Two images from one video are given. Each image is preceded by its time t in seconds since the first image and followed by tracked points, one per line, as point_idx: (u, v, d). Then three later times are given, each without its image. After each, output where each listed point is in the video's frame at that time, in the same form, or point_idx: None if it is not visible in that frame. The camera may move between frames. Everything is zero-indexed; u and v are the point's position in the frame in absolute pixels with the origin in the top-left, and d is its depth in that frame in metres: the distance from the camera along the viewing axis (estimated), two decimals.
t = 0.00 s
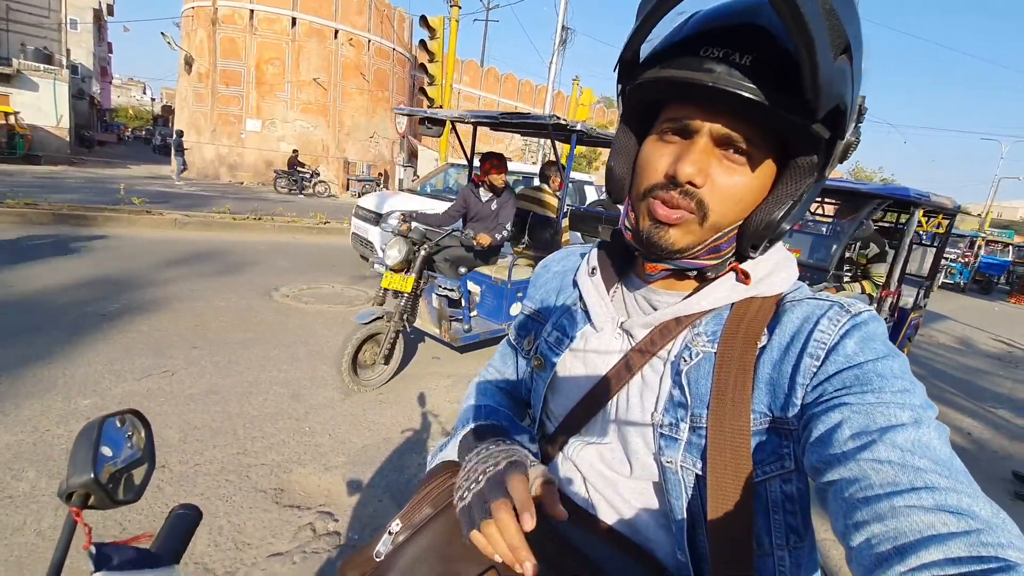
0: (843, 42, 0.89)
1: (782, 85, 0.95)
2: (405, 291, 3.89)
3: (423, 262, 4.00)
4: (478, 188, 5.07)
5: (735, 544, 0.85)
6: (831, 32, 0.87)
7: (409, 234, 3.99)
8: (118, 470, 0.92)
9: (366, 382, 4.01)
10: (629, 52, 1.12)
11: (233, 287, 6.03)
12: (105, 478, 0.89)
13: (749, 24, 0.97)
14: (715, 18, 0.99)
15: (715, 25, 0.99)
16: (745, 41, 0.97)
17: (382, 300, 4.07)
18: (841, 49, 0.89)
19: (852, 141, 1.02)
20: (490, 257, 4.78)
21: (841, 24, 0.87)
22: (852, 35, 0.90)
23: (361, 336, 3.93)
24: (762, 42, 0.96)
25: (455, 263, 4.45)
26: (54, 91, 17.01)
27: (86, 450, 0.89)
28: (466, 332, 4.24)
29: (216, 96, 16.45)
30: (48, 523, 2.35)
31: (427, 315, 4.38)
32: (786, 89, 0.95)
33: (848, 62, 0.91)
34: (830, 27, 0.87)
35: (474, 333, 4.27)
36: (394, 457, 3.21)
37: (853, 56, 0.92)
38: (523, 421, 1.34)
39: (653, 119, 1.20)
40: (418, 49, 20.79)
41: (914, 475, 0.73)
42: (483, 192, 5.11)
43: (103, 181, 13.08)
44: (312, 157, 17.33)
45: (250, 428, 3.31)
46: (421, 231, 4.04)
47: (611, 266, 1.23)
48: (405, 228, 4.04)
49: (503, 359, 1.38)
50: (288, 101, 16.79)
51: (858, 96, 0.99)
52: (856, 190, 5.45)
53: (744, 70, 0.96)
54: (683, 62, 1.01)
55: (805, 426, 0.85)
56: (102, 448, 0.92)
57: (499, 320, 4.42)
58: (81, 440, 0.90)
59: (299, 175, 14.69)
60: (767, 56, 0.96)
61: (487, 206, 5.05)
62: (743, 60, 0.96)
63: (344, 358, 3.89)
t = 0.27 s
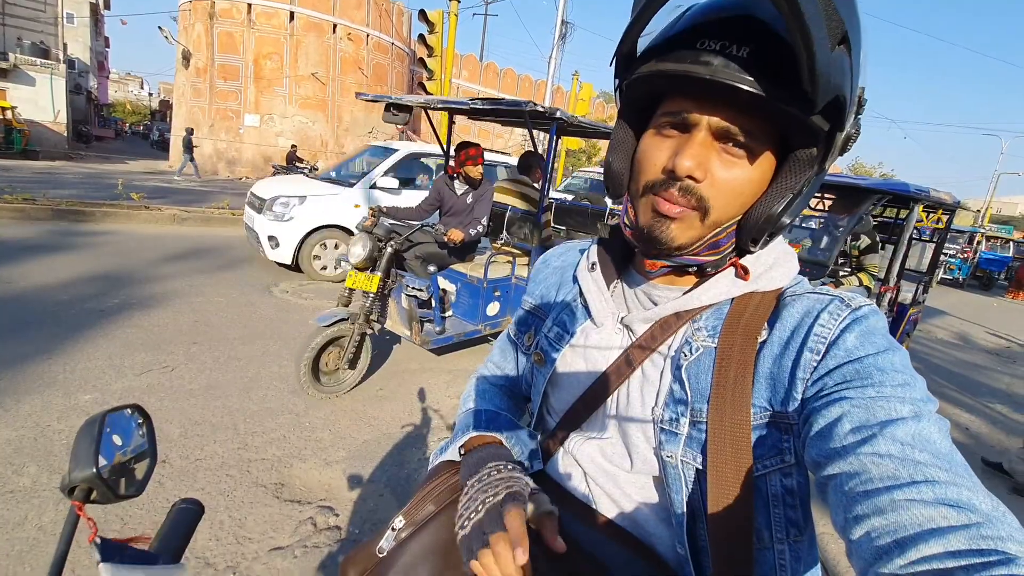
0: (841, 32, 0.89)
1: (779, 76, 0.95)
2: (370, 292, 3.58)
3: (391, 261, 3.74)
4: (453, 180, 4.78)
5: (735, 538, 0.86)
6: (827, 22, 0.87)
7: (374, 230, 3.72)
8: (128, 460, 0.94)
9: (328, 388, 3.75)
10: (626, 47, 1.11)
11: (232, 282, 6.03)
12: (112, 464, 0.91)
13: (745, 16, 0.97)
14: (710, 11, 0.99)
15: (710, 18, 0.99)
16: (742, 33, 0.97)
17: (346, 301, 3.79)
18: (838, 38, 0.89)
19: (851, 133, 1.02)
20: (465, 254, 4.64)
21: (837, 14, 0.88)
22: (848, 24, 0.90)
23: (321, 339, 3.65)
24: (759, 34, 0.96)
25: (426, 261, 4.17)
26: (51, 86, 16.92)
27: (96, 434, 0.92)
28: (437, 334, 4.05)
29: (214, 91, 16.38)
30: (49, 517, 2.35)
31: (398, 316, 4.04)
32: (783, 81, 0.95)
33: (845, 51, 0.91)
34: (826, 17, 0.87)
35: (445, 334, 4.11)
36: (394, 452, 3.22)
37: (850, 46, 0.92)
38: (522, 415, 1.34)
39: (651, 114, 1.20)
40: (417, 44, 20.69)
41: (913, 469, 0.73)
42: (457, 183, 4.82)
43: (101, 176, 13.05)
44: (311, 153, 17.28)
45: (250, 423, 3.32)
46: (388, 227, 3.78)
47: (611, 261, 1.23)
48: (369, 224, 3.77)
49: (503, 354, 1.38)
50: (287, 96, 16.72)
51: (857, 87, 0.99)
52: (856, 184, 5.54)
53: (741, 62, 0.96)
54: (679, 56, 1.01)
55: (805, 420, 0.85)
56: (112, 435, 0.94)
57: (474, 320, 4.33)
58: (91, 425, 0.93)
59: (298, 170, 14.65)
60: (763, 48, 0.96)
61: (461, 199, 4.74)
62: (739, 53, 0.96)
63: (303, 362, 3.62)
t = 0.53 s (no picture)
0: (851, 33, 0.88)
1: (786, 76, 0.95)
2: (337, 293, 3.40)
3: (359, 260, 3.51)
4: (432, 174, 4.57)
5: (735, 535, 0.86)
6: (839, 22, 0.86)
7: (341, 227, 3.49)
8: (135, 449, 0.97)
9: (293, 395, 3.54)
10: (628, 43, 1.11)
11: (233, 279, 6.03)
12: (119, 451, 0.93)
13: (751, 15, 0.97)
14: (716, 9, 0.98)
15: (715, 16, 0.99)
16: (747, 32, 0.97)
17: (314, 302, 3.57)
18: (848, 39, 0.88)
19: (855, 131, 1.02)
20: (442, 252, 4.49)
21: (849, 14, 0.86)
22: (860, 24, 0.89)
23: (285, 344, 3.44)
24: (764, 34, 0.96)
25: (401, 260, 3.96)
26: (51, 82, 16.88)
27: (108, 419, 0.96)
28: (411, 336, 3.79)
29: (214, 88, 16.36)
30: (51, 512, 2.36)
31: (370, 319, 3.78)
32: (789, 80, 0.95)
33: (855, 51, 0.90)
34: (838, 16, 0.86)
35: (421, 337, 3.86)
36: (394, 449, 3.22)
37: (859, 48, 0.91)
38: (523, 412, 1.34)
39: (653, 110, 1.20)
40: (418, 40, 20.65)
41: (913, 466, 0.73)
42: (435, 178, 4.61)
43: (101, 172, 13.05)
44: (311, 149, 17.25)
45: (251, 419, 3.32)
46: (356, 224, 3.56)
47: (610, 259, 1.23)
48: (336, 221, 3.53)
49: (502, 351, 1.38)
50: (287, 92, 16.68)
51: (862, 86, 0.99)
52: (856, 182, 5.56)
53: (747, 61, 0.96)
54: (684, 54, 1.01)
55: (805, 417, 0.85)
56: (121, 421, 0.98)
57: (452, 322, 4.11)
58: (105, 408, 0.96)
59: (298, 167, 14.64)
60: (769, 48, 0.96)
61: (440, 192, 4.56)
62: (746, 51, 0.96)
63: (266, 366, 3.42)
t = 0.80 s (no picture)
0: (825, 21, 0.89)
1: (770, 69, 0.96)
2: (312, 295, 3.28)
3: (336, 260, 3.38)
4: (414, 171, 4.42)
5: (735, 532, 0.87)
6: (809, 11, 0.87)
7: (314, 226, 3.37)
8: (145, 444, 0.99)
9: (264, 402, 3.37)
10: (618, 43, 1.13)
11: (235, 278, 6.05)
12: (129, 444, 0.96)
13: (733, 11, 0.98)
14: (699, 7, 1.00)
15: (699, 14, 1.01)
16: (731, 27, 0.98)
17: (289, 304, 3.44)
18: (823, 28, 0.89)
19: (850, 123, 1.01)
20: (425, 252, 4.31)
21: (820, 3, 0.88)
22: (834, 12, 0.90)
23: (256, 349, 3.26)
24: (747, 29, 0.97)
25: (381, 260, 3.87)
26: (54, 81, 16.93)
27: (119, 414, 0.99)
28: (390, 341, 3.67)
29: (217, 87, 16.40)
30: (54, 509, 2.37)
31: (348, 322, 3.61)
32: (773, 73, 0.96)
33: (833, 39, 0.90)
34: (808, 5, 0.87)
35: (401, 340, 3.74)
36: (396, 447, 3.23)
37: (837, 37, 0.91)
38: (524, 410, 1.35)
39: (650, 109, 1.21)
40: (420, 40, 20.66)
41: (913, 465, 0.74)
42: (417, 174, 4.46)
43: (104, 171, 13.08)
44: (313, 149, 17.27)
45: (253, 417, 3.34)
46: (331, 223, 3.43)
47: (611, 257, 1.23)
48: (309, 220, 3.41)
49: (505, 349, 1.38)
50: (289, 92, 16.70)
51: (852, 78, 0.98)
52: (858, 181, 5.56)
53: (729, 55, 0.97)
54: (671, 52, 1.03)
55: (806, 415, 0.86)
56: (131, 416, 1.01)
57: (435, 325, 3.98)
58: (116, 403, 1.00)
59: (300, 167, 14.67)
60: (753, 42, 0.97)
61: (422, 189, 4.31)
62: (728, 46, 0.97)
63: (235, 372, 3.25)
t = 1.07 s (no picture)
0: (797, 9, 0.89)
1: (754, 62, 0.95)
2: (294, 297, 3.24)
3: (318, 260, 3.34)
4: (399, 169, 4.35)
5: (737, 532, 0.86)
6: None
7: (296, 226, 3.33)
8: (150, 442, 1.00)
9: (245, 407, 3.30)
10: (609, 41, 1.14)
11: (238, 279, 6.05)
12: (134, 442, 0.97)
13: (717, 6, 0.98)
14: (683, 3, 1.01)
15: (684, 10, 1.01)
16: (717, 20, 0.98)
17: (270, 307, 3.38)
18: (795, 15, 0.89)
19: (845, 116, 0.99)
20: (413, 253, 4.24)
21: None
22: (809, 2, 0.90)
23: (236, 353, 3.21)
24: (732, 22, 0.97)
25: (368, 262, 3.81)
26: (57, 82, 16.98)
27: (124, 412, 1.00)
28: (377, 344, 3.66)
29: (219, 88, 16.43)
30: (57, 510, 2.38)
31: (334, 325, 3.57)
32: (756, 66, 0.95)
33: (810, 27, 0.90)
34: None
35: (387, 344, 3.72)
36: (398, 448, 3.23)
37: (814, 24, 0.90)
38: (526, 410, 1.34)
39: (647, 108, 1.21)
40: (421, 40, 20.66)
41: (919, 466, 0.73)
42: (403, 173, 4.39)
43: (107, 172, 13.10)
44: (315, 150, 17.28)
45: (255, 418, 3.34)
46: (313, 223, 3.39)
47: (613, 257, 1.23)
48: (290, 221, 3.36)
49: (506, 348, 1.38)
50: (291, 93, 16.74)
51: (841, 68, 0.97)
52: (860, 181, 5.53)
53: (712, 50, 0.97)
54: (658, 49, 1.03)
55: (810, 416, 0.85)
56: (137, 413, 1.02)
57: (424, 327, 3.97)
58: (121, 401, 1.01)
59: (302, 167, 14.69)
60: (737, 36, 0.96)
61: (409, 189, 4.24)
62: (710, 40, 0.97)
63: (215, 375, 3.19)
